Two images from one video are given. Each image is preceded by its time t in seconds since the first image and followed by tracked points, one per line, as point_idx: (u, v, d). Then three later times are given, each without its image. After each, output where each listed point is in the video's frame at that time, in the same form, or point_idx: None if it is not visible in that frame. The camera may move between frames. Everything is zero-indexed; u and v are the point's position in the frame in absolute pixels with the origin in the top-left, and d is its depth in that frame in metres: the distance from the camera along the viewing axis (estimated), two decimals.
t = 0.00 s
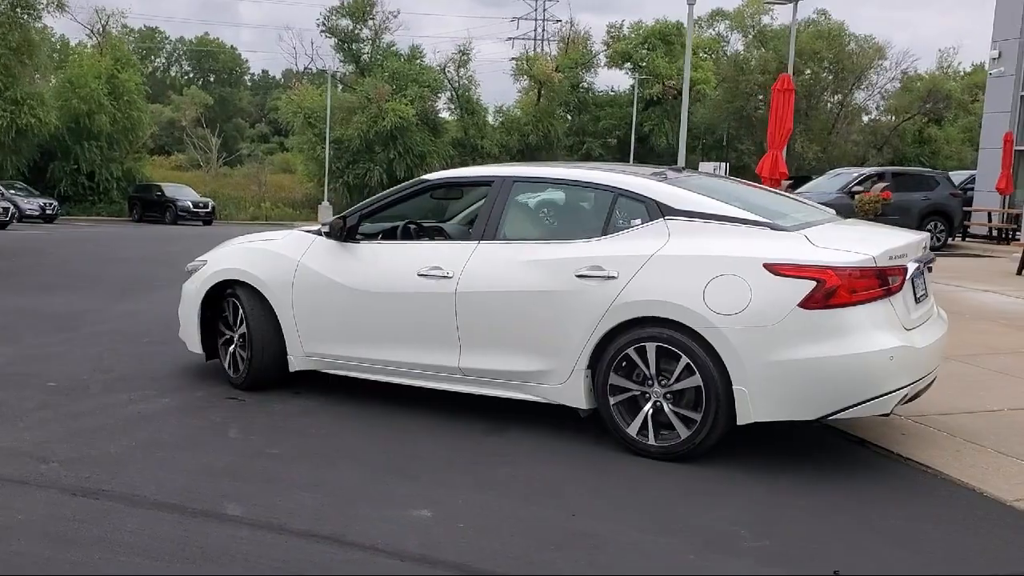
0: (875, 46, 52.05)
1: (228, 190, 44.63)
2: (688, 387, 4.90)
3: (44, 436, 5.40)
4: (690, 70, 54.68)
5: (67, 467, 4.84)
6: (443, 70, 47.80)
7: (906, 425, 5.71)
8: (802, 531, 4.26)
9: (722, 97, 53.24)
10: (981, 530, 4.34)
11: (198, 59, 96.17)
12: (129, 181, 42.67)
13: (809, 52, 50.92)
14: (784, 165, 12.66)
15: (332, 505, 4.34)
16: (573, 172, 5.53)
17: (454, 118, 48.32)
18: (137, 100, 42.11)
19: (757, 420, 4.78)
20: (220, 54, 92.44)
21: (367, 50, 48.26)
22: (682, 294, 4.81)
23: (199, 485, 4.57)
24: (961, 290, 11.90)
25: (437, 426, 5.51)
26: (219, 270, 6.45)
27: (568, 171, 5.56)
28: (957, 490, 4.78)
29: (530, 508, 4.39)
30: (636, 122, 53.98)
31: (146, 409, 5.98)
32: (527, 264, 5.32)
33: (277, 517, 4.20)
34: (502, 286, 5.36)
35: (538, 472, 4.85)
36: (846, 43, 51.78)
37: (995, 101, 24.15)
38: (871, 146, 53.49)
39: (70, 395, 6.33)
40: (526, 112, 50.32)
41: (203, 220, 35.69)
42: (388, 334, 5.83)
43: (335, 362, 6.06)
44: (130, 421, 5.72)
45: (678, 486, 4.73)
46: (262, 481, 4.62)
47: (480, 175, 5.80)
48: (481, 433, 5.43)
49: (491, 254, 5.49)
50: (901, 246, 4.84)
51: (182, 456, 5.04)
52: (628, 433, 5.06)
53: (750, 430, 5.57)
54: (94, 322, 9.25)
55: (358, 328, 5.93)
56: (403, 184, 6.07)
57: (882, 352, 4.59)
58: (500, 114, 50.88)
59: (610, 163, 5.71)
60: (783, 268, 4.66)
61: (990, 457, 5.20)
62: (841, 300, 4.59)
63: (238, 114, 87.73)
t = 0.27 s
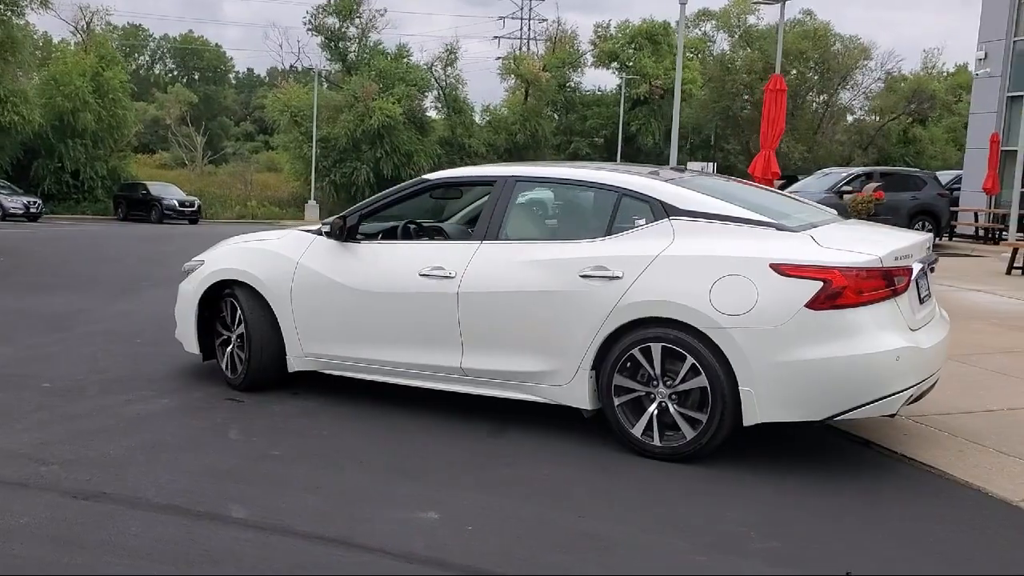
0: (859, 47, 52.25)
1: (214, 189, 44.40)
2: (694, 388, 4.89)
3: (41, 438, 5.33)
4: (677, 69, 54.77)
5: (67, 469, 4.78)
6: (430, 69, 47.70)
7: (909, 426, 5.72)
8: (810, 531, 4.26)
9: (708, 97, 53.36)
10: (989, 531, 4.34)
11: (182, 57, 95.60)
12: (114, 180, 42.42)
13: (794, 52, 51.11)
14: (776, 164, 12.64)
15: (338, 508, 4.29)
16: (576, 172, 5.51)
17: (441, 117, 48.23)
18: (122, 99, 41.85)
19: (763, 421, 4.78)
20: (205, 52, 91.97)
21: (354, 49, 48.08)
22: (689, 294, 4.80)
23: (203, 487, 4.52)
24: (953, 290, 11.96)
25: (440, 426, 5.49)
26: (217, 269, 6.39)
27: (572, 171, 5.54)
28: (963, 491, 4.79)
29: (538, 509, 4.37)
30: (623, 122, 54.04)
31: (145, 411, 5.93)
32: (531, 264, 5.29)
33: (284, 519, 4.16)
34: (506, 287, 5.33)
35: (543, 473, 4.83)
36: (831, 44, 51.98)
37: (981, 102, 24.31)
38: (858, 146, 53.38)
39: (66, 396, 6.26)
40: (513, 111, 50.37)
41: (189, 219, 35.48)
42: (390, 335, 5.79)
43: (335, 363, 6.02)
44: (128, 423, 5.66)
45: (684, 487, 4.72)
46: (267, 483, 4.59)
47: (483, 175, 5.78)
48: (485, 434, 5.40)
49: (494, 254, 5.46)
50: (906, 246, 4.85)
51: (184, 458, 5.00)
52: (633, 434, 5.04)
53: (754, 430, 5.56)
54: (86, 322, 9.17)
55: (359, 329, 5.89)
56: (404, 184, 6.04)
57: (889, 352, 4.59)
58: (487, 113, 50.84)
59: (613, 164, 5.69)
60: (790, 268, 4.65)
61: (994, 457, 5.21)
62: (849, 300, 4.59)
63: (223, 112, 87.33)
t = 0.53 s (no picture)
0: (852, 47, 52.36)
1: (206, 189, 44.24)
2: (705, 387, 4.83)
3: (42, 438, 5.26)
4: (670, 70, 54.80)
5: (70, 471, 4.71)
6: (424, 69, 47.60)
7: (919, 425, 5.68)
8: (824, 532, 4.22)
9: (701, 97, 53.39)
10: (1006, 531, 4.30)
11: (174, 57, 95.22)
12: (107, 180, 42.27)
13: (787, 53, 51.16)
14: (775, 163, 12.60)
15: (348, 509, 4.23)
16: (583, 169, 5.45)
17: (434, 117, 48.13)
18: (114, 98, 41.66)
19: (775, 421, 4.73)
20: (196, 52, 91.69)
21: (346, 49, 47.93)
22: (700, 292, 4.74)
23: (208, 489, 4.45)
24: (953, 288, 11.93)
25: (447, 427, 5.43)
26: (219, 268, 6.32)
27: (579, 168, 5.47)
28: (978, 492, 4.75)
29: (549, 510, 4.32)
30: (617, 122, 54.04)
31: (146, 411, 5.85)
32: (538, 262, 5.23)
33: (292, 521, 4.10)
34: (513, 285, 5.27)
35: (554, 474, 4.78)
36: (823, 44, 52.08)
37: (975, 102, 24.35)
38: (850, 146, 53.70)
39: (66, 397, 6.18)
40: (506, 111, 50.38)
41: (181, 219, 35.32)
42: (394, 334, 5.72)
43: (339, 362, 5.96)
44: (130, 423, 5.59)
45: (695, 487, 4.67)
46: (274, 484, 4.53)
47: (489, 173, 5.71)
48: (492, 434, 5.34)
49: (501, 252, 5.40)
50: (918, 244, 4.81)
51: (188, 459, 4.93)
52: (643, 435, 4.98)
53: (763, 430, 5.51)
54: (83, 322, 9.07)
55: (363, 328, 5.82)
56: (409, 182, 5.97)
57: (902, 352, 4.54)
58: (480, 113, 50.80)
59: (620, 161, 5.63)
60: (802, 266, 4.61)
61: (1005, 456, 5.17)
62: (862, 298, 4.54)
63: (215, 112, 87.08)
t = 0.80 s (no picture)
0: (844, 48, 52.43)
1: (197, 189, 43.99)
2: (719, 391, 4.74)
3: (42, 444, 5.15)
4: (663, 70, 54.77)
5: (70, 477, 4.61)
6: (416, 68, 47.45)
7: (932, 428, 5.61)
8: (843, 538, 4.14)
9: (694, 98, 53.41)
10: None
11: (165, 57, 94.77)
12: (98, 180, 42.01)
13: (780, 53, 51.16)
14: (775, 164, 12.51)
15: (357, 516, 4.13)
16: (593, 169, 5.35)
17: (427, 117, 48.01)
18: (105, 98, 41.39)
19: (790, 425, 4.65)
20: (187, 51, 91.29)
21: (339, 49, 47.73)
22: (713, 294, 4.66)
23: (213, 496, 4.36)
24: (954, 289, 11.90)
25: (455, 432, 5.34)
26: (221, 269, 6.21)
27: (589, 167, 5.38)
28: (994, 497, 4.68)
29: (562, 518, 4.23)
30: (610, 122, 53.99)
31: (146, 415, 5.75)
32: (547, 263, 5.14)
33: (301, 529, 4.01)
34: (522, 286, 5.17)
35: (565, 481, 4.70)
36: (816, 45, 52.15)
37: (970, 103, 24.36)
38: (843, 147, 53.77)
39: (64, 401, 6.07)
40: (499, 111, 50.29)
41: (173, 219, 35.12)
42: (400, 337, 5.63)
43: (343, 365, 5.86)
44: (130, 428, 5.49)
45: (709, 493, 4.59)
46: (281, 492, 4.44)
47: (496, 172, 5.61)
48: (500, 439, 5.26)
49: (509, 253, 5.30)
50: (935, 244, 4.74)
51: (192, 464, 4.83)
52: (656, 439, 4.89)
53: (775, 434, 5.44)
54: (79, 324, 8.95)
55: (368, 330, 5.72)
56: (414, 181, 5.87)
57: (921, 354, 4.47)
58: (473, 113, 50.70)
59: (630, 161, 5.54)
60: (819, 267, 4.53)
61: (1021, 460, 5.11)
62: (881, 300, 4.46)
63: (205, 112, 86.72)
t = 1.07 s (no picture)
0: (837, 45, 52.49)
1: (189, 186, 43.80)
2: (734, 394, 4.67)
3: (43, 448, 5.06)
4: (657, 67, 54.76)
5: (75, 484, 4.52)
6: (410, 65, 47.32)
7: (946, 431, 5.55)
8: (864, 544, 4.08)
9: (687, 95, 53.40)
10: None
11: (156, 54, 94.37)
12: (89, 177, 41.81)
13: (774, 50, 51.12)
14: (777, 161, 12.44)
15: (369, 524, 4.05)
16: (603, 168, 5.27)
17: (421, 114, 47.92)
18: (97, 95, 41.17)
19: (807, 429, 4.58)
20: (179, 48, 90.97)
21: (332, 46, 47.53)
22: (729, 295, 4.58)
23: (221, 503, 4.27)
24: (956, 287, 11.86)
25: (465, 435, 5.26)
26: (223, 271, 6.12)
27: (599, 167, 5.30)
28: (1013, 500, 4.62)
29: (579, 523, 4.17)
30: (604, 119, 53.96)
31: (149, 418, 5.65)
32: (557, 265, 5.07)
33: (311, 537, 3.93)
34: (533, 289, 5.09)
35: (580, 485, 4.62)
36: (809, 42, 52.20)
37: (965, 101, 24.35)
38: (836, 144, 53.83)
39: (64, 404, 5.95)
40: (493, 108, 50.22)
41: (166, 217, 34.95)
42: (406, 338, 5.54)
43: (348, 367, 5.77)
44: (134, 431, 5.39)
45: (724, 497, 4.52)
46: (292, 499, 4.37)
47: (505, 171, 5.53)
48: (510, 442, 5.18)
49: (519, 254, 5.22)
50: (952, 246, 4.67)
51: (197, 469, 4.74)
52: (669, 443, 4.82)
53: (787, 436, 5.37)
54: (76, 325, 8.82)
55: (375, 332, 5.63)
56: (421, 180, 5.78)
57: (940, 357, 4.40)
58: (467, 110, 50.62)
59: (641, 161, 5.46)
60: (837, 269, 4.46)
61: None
62: (899, 302, 4.39)
63: (197, 110, 86.41)
